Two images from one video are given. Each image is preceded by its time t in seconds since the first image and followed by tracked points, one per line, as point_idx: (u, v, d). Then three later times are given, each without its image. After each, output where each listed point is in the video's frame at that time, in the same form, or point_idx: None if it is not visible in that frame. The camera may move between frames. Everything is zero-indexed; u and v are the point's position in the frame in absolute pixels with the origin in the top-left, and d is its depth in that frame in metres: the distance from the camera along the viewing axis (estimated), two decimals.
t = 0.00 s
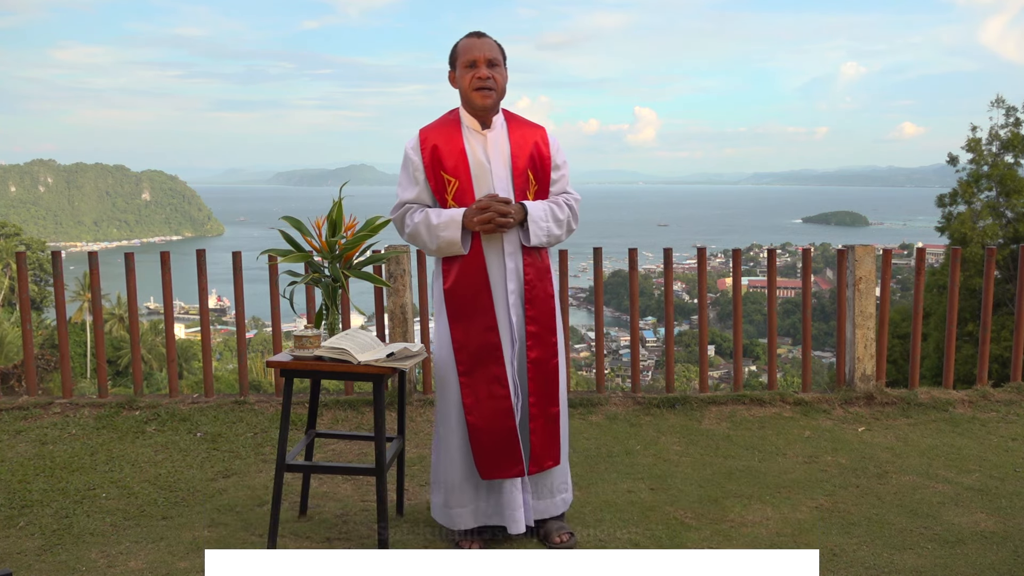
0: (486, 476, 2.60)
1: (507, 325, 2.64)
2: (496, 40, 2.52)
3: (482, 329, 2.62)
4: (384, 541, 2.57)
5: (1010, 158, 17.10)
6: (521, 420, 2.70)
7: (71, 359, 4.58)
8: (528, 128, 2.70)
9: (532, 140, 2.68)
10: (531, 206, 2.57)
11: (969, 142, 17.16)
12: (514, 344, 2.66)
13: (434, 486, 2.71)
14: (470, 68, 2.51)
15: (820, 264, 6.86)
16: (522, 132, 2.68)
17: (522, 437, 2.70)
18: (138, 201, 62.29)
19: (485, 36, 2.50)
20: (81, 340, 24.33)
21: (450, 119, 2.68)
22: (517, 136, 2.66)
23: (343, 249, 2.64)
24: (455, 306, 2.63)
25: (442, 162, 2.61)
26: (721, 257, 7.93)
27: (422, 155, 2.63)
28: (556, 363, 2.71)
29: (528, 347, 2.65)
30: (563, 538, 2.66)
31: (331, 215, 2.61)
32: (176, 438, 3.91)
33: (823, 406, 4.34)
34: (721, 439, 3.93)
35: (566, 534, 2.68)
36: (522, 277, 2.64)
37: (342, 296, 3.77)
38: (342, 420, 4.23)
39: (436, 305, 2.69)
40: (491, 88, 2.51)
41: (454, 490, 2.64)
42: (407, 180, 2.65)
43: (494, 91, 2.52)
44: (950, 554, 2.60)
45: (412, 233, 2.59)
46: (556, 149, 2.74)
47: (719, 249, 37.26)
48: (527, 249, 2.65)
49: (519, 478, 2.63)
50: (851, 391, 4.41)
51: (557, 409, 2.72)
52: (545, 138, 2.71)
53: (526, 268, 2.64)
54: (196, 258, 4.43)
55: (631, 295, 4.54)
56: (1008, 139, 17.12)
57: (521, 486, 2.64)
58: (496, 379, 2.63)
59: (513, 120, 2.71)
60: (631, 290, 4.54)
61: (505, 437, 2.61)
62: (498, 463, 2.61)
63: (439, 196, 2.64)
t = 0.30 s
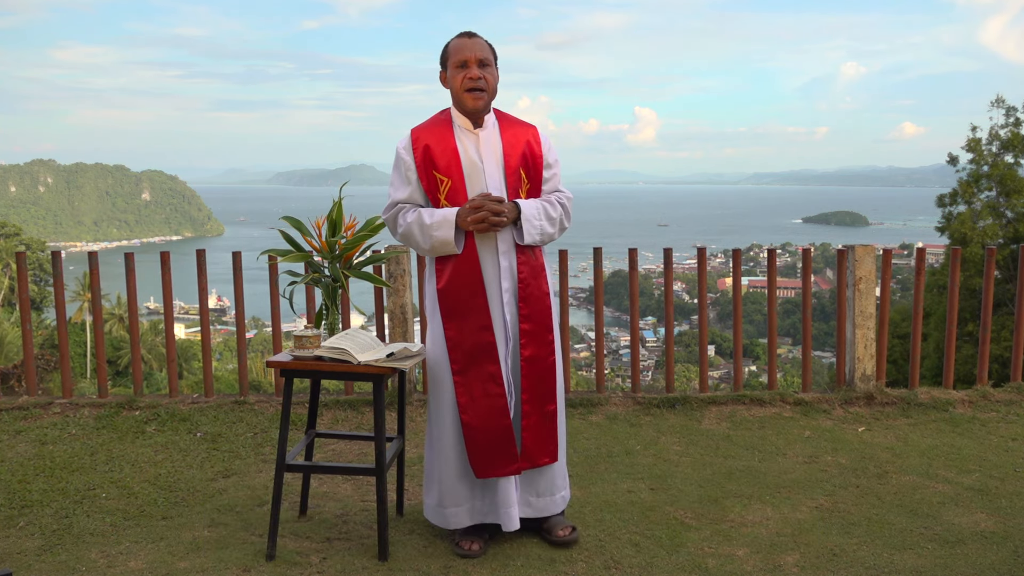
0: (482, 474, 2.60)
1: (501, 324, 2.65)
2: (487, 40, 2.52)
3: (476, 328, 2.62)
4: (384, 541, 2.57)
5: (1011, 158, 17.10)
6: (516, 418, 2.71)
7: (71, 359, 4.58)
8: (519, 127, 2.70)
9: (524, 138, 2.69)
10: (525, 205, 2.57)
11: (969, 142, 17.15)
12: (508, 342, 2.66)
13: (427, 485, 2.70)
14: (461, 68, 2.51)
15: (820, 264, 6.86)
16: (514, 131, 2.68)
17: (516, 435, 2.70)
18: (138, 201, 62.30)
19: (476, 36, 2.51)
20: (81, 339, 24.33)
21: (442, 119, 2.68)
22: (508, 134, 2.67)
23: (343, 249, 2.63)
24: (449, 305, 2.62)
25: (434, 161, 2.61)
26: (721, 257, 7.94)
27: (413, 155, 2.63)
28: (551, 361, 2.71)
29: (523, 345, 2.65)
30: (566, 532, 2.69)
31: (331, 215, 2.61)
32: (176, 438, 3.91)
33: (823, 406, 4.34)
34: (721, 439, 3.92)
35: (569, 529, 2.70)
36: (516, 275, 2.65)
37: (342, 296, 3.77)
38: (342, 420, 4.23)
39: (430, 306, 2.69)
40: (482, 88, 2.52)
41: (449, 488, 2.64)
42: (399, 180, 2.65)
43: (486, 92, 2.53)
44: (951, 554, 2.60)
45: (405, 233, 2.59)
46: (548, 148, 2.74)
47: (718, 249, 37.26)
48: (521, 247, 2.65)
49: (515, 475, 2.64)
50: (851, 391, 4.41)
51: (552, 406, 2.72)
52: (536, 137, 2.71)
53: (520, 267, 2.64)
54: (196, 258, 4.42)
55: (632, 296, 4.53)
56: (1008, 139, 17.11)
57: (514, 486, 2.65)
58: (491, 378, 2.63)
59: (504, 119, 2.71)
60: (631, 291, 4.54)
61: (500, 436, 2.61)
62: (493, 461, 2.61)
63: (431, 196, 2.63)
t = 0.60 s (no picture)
0: (477, 473, 2.60)
1: (499, 324, 2.65)
2: (491, 41, 2.52)
3: (474, 327, 2.62)
4: (384, 541, 2.57)
5: (1010, 158, 17.10)
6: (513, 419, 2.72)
7: (71, 359, 4.58)
8: (523, 128, 2.70)
9: (527, 140, 2.69)
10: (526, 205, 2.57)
11: (969, 142, 17.15)
12: (506, 342, 2.66)
13: (420, 483, 2.70)
14: (465, 69, 2.52)
15: (820, 264, 6.86)
16: (517, 132, 2.68)
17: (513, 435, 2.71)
18: (138, 201, 62.30)
19: (480, 37, 2.51)
20: (81, 339, 24.33)
21: (446, 120, 2.68)
22: (512, 135, 2.67)
23: (342, 249, 2.64)
24: (447, 304, 2.62)
25: (436, 161, 2.62)
26: (721, 257, 7.94)
27: (416, 155, 2.63)
28: (549, 362, 2.70)
29: (520, 346, 2.65)
30: (567, 535, 2.69)
31: (331, 215, 2.61)
32: (175, 438, 3.91)
33: (823, 406, 4.34)
34: (721, 439, 3.92)
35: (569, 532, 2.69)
36: (515, 276, 2.65)
37: (342, 296, 3.77)
38: (342, 420, 4.23)
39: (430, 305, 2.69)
40: (485, 89, 2.52)
41: (443, 486, 2.64)
42: (402, 180, 2.66)
43: (489, 92, 2.53)
44: (951, 554, 2.60)
45: (406, 233, 2.59)
46: (551, 149, 2.74)
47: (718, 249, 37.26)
48: (521, 248, 2.65)
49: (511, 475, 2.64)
50: (851, 391, 4.41)
51: (551, 408, 2.71)
52: (540, 138, 2.71)
53: (520, 267, 2.64)
54: (196, 258, 4.42)
55: (632, 296, 4.54)
56: (1008, 138, 17.11)
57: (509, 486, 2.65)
58: (488, 377, 2.63)
59: (508, 120, 2.71)
60: (631, 291, 4.54)
61: (497, 436, 2.61)
62: (489, 461, 2.61)
63: (433, 195, 2.64)
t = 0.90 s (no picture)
0: (477, 472, 2.61)
1: (503, 324, 2.65)
2: (505, 40, 2.52)
3: (478, 326, 2.63)
4: (383, 541, 2.57)
5: (1011, 158, 17.10)
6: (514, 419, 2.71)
7: (71, 359, 4.58)
8: (535, 130, 2.69)
9: (539, 141, 2.68)
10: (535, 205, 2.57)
11: (970, 142, 17.15)
12: (509, 343, 2.66)
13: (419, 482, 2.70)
14: (478, 68, 2.52)
15: (820, 264, 6.86)
16: (529, 133, 2.68)
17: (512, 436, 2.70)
18: (138, 201, 62.30)
19: (495, 37, 2.52)
20: (81, 340, 24.34)
21: (458, 119, 2.69)
22: (523, 136, 2.66)
23: (343, 249, 2.64)
24: (452, 302, 2.63)
25: (447, 159, 2.62)
26: (721, 257, 7.95)
27: (428, 153, 2.64)
28: (552, 364, 2.70)
29: (524, 346, 2.65)
30: (566, 537, 2.68)
31: (331, 215, 2.61)
32: (175, 438, 3.91)
33: (822, 406, 4.34)
34: (721, 439, 3.92)
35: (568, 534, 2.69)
36: (521, 276, 2.65)
37: (342, 296, 3.77)
38: (342, 420, 4.23)
39: (435, 303, 2.69)
40: (498, 88, 2.52)
41: (443, 483, 2.65)
42: (412, 177, 2.67)
43: (502, 91, 2.53)
44: (950, 554, 2.60)
45: (415, 230, 2.60)
46: (563, 151, 2.73)
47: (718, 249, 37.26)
48: (529, 249, 2.64)
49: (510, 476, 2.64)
50: (851, 391, 4.41)
51: (553, 411, 2.71)
52: (551, 140, 2.70)
53: (526, 267, 2.64)
54: (196, 258, 4.42)
55: (632, 296, 4.54)
56: (1008, 138, 17.11)
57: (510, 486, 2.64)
58: (491, 377, 2.63)
59: (521, 121, 2.70)
60: (631, 291, 4.54)
61: (498, 436, 2.62)
62: (490, 461, 2.62)
63: (443, 193, 2.65)
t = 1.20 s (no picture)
0: (480, 473, 2.61)
1: (509, 325, 2.65)
2: (518, 40, 2.52)
3: (484, 327, 2.62)
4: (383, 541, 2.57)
5: (1010, 158, 17.10)
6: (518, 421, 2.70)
7: (71, 359, 4.57)
8: (545, 130, 2.69)
9: (549, 142, 2.67)
10: (543, 207, 2.56)
11: (969, 142, 17.15)
12: (515, 344, 2.66)
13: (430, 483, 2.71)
14: (489, 67, 2.52)
15: (820, 264, 6.86)
16: (539, 134, 2.68)
17: (517, 438, 2.69)
18: (138, 201, 62.30)
19: (507, 36, 2.52)
20: (81, 340, 24.34)
21: (468, 118, 2.69)
22: (533, 137, 2.66)
23: (343, 249, 2.64)
24: (458, 302, 2.63)
25: (456, 159, 2.62)
26: (721, 257, 7.95)
27: (437, 152, 2.64)
28: (558, 366, 2.70)
29: (530, 348, 2.65)
30: (567, 538, 2.69)
31: (331, 215, 2.61)
32: (175, 438, 3.91)
33: (822, 406, 4.34)
34: (721, 439, 3.92)
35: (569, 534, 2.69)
36: (528, 277, 2.64)
37: (342, 296, 3.77)
38: (342, 420, 4.23)
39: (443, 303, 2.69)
40: (509, 88, 2.52)
41: (448, 483, 2.65)
42: (421, 175, 2.67)
43: (512, 91, 2.53)
44: (950, 554, 2.60)
45: (422, 229, 2.60)
46: (572, 153, 2.73)
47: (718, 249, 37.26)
48: (536, 251, 2.64)
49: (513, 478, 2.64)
50: (851, 391, 4.41)
51: (559, 413, 2.71)
52: (561, 141, 2.70)
53: (533, 269, 2.64)
54: (196, 258, 4.42)
55: (632, 296, 4.54)
56: (1008, 138, 17.12)
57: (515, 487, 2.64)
58: (495, 378, 2.63)
59: (531, 121, 2.70)
60: (631, 291, 4.54)
61: (502, 437, 2.62)
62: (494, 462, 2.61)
63: (451, 193, 2.65)
